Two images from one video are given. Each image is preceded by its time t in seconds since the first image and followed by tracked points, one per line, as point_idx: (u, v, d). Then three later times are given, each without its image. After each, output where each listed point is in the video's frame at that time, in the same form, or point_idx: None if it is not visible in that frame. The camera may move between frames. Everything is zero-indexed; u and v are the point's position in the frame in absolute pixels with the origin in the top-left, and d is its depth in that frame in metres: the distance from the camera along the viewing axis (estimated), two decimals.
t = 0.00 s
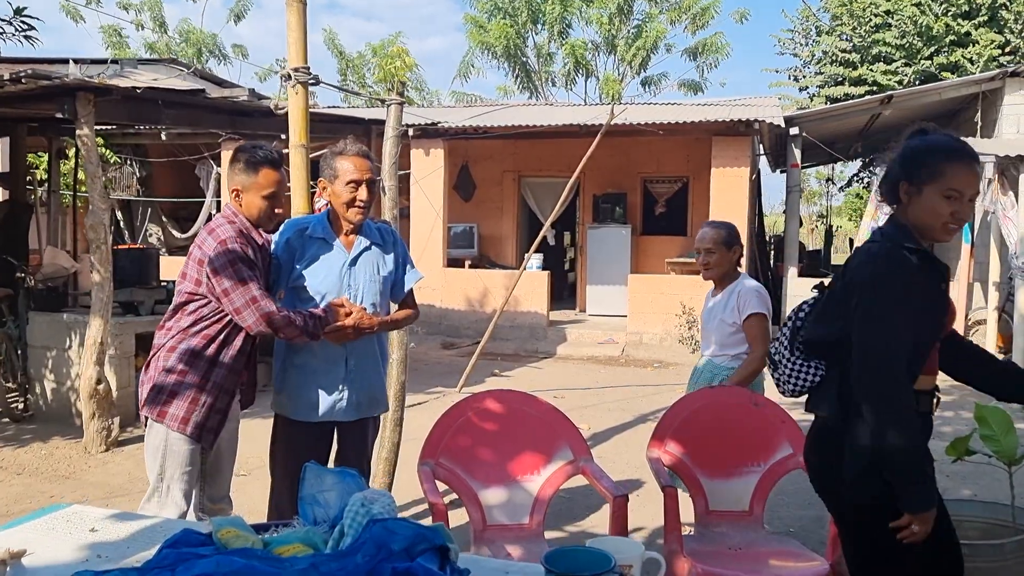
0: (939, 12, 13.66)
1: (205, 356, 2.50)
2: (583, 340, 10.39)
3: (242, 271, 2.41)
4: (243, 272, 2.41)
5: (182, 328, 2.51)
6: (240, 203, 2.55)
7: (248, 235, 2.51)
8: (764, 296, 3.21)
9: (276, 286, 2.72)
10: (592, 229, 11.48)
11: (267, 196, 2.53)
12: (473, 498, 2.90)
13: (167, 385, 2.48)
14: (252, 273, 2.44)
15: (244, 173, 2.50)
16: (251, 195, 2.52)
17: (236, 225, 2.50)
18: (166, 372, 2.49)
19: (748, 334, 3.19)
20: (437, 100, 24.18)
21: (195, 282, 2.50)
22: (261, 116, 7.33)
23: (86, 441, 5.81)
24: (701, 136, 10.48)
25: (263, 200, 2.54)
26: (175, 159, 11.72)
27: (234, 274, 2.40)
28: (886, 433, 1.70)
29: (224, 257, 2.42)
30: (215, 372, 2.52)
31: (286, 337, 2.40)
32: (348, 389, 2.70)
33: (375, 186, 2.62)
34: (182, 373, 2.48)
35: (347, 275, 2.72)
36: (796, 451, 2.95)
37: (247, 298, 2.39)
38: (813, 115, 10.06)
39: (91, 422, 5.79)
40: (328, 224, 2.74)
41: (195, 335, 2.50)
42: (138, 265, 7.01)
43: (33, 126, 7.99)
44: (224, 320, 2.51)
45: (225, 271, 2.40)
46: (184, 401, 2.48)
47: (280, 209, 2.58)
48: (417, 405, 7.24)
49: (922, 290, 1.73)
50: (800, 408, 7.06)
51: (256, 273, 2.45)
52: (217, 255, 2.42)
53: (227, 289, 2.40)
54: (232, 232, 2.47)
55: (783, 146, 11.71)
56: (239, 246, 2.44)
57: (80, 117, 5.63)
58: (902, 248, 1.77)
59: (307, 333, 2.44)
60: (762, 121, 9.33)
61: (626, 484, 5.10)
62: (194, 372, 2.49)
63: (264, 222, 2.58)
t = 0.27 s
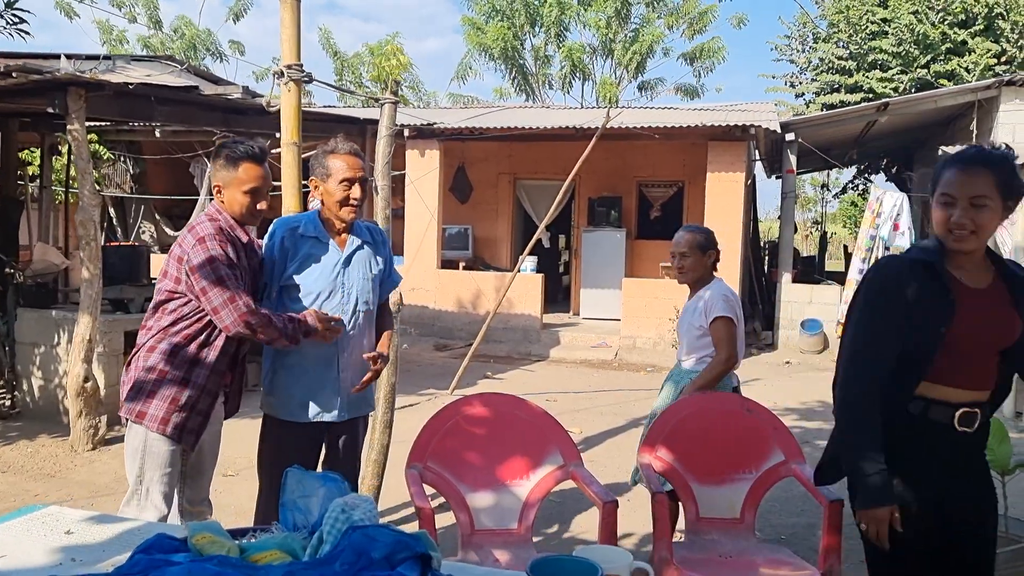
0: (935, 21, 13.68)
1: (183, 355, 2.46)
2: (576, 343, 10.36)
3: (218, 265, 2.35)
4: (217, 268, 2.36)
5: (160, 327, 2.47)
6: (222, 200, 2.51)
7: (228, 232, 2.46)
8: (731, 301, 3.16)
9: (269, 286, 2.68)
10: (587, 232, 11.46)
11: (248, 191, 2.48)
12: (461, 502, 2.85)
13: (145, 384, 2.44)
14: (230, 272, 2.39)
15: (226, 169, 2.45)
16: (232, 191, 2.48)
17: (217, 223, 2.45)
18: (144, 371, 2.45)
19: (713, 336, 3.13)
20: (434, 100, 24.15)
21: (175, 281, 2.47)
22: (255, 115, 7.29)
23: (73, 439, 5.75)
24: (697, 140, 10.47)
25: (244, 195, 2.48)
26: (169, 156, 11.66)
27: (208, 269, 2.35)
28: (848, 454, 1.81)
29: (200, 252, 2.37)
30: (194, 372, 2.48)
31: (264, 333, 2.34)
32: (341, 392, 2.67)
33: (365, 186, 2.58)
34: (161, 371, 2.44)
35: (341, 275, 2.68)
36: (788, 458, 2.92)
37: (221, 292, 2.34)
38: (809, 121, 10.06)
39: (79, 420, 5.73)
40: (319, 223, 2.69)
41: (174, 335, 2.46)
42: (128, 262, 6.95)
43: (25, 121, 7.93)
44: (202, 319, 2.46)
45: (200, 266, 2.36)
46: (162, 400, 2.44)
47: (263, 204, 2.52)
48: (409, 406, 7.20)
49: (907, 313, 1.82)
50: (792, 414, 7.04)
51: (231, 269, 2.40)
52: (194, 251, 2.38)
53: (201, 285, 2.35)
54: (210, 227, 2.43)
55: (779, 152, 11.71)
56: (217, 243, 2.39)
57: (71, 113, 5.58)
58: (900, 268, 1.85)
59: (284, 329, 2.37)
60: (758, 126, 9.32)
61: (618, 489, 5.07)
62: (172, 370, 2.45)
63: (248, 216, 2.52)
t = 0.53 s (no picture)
0: (931, 21, 13.69)
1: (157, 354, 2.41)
2: (570, 341, 10.33)
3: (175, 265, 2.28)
4: (171, 267, 2.28)
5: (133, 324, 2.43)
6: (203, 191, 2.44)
7: (195, 226, 2.39)
8: (680, 300, 3.06)
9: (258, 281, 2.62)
10: (582, 230, 11.44)
11: (231, 182, 2.41)
12: (450, 499, 2.83)
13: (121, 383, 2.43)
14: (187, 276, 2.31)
15: (208, 160, 2.39)
16: (214, 181, 2.41)
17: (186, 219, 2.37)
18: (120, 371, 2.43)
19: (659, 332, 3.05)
20: (429, 97, 24.08)
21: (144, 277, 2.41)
22: (248, 109, 7.25)
23: (62, 434, 5.71)
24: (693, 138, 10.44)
25: (227, 186, 2.42)
26: (162, 150, 11.60)
27: (164, 269, 2.28)
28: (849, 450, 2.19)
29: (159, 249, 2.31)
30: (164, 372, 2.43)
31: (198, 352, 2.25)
32: (335, 387, 2.64)
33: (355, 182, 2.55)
34: (133, 370, 2.41)
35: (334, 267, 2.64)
36: (780, 456, 2.89)
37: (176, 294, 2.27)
38: (804, 120, 10.05)
39: (67, 416, 5.69)
40: (310, 217, 2.64)
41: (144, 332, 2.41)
42: (119, 257, 6.91)
43: (16, 114, 7.87)
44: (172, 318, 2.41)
45: (159, 264, 2.30)
46: (131, 402, 2.40)
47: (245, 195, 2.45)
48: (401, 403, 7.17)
49: (897, 320, 2.17)
50: (786, 413, 7.03)
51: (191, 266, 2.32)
52: (155, 246, 2.32)
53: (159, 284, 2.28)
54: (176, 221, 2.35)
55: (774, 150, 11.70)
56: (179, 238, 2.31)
57: (61, 105, 5.53)
58: (892, 271, 2.18)
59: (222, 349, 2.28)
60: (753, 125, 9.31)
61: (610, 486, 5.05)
62: (147, 370, 2.41)
63: (231, 206, 2.46)
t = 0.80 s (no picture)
0: (935, 13, 13.63)
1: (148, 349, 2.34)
2: (571, 332, 10.32)
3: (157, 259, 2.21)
4: (153, 261, 2.21)
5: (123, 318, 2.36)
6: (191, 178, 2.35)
7: (183, 216, 2.30)
8: (651, 285, 3.04)
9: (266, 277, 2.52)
10: (583, 221, 11.42)
11: (220, 170, 2.31)
12: (450, 490, 2.83)
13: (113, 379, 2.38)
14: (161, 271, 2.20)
15: (195, 146, 2.29)
16: (203, 168, 2.31)
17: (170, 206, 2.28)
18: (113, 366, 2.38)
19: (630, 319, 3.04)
20: (430, 87, 24.01)
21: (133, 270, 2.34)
22: (249, 98, 7.22)
23: (62, 423, 5.71)
24: (695, 130, 10.42)
25: (216, 174, 2.32)
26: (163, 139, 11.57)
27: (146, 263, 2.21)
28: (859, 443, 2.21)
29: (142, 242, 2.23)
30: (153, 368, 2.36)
31: (157, 358, 2.18)
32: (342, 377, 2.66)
33: (359, 177, 2.54)
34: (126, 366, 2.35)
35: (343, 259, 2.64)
36: (781, 449, 2.88)
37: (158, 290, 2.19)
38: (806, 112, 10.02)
39: (67, 404, 5.68)
40: (315, 208, 2.61)
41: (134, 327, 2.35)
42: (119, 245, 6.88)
43: (17, 101, 7.84)
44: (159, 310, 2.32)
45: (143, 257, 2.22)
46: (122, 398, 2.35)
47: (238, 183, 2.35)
48: (401, 394, 7.17)
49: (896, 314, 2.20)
50: (786, 406, 7.03)
51: (177, 260, 2.24)
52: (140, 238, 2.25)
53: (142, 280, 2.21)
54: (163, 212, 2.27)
55: (777, 143, 11.67)
56: (163, 231, 2.23)
57: (61, 92, 5.51)
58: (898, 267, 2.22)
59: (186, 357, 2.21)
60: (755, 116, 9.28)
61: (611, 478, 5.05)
62: (140, 366, 2.34)
63: (220, 193, 2.36)
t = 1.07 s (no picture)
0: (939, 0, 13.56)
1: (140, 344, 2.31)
2: (573, 321, 10.31)
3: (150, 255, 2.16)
4: (146, 257, 2.16)
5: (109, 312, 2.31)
6: (182, 168, 2.30)
7: (172, 208, 2.25)
8: (642, 273, 3.09)
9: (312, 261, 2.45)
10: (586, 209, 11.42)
11: (210, 159, 2.27)
12: (452, 478, 2.84)
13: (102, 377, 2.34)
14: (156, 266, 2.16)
15: (185, 133, 2.23)
16: (194, 156, 2.26)
17: (160, 198, 2.23)
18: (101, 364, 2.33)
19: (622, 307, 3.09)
20: (432, 76, 23.95)
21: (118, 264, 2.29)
22: (250, 86, 7.20)
23: (65, 411, 5.72)
24: (697, 118, 10.38)
25: (207, 162, 2.28)
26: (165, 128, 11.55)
27: (138, 260, 2.16)
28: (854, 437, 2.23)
29: (132, 238, 2.18)
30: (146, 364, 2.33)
31: (159, 356, 2.16)
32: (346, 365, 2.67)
33: (357, 170, 2.53)
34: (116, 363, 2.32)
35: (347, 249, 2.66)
36: (783, 437, 2.87)
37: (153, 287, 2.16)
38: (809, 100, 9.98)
39: (70, 393, 5.69)
40: (320, 198, 2.59)
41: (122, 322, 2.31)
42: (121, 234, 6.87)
43: (18, 90, 7.83)
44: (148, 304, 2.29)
45: (133, 253, 2.17)
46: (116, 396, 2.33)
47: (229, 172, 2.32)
48: (403, 382, 7.17)
49: (883, 314, 2.24)
50: (788, 395, 7.03)
51: (169, 254, 2.20)
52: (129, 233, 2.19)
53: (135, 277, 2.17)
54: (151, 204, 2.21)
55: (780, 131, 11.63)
56: (155, 224, 2.17)
57: (62, 80, 5.50)
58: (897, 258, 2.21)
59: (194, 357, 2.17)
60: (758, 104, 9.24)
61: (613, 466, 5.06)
62: (132, 362, 2.31)
63: (210, 182, 2.33)
